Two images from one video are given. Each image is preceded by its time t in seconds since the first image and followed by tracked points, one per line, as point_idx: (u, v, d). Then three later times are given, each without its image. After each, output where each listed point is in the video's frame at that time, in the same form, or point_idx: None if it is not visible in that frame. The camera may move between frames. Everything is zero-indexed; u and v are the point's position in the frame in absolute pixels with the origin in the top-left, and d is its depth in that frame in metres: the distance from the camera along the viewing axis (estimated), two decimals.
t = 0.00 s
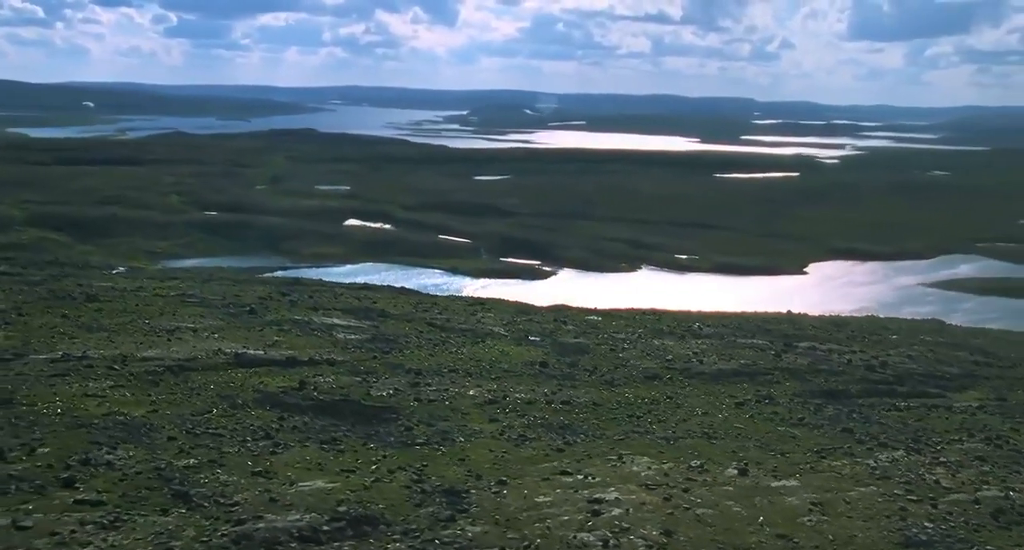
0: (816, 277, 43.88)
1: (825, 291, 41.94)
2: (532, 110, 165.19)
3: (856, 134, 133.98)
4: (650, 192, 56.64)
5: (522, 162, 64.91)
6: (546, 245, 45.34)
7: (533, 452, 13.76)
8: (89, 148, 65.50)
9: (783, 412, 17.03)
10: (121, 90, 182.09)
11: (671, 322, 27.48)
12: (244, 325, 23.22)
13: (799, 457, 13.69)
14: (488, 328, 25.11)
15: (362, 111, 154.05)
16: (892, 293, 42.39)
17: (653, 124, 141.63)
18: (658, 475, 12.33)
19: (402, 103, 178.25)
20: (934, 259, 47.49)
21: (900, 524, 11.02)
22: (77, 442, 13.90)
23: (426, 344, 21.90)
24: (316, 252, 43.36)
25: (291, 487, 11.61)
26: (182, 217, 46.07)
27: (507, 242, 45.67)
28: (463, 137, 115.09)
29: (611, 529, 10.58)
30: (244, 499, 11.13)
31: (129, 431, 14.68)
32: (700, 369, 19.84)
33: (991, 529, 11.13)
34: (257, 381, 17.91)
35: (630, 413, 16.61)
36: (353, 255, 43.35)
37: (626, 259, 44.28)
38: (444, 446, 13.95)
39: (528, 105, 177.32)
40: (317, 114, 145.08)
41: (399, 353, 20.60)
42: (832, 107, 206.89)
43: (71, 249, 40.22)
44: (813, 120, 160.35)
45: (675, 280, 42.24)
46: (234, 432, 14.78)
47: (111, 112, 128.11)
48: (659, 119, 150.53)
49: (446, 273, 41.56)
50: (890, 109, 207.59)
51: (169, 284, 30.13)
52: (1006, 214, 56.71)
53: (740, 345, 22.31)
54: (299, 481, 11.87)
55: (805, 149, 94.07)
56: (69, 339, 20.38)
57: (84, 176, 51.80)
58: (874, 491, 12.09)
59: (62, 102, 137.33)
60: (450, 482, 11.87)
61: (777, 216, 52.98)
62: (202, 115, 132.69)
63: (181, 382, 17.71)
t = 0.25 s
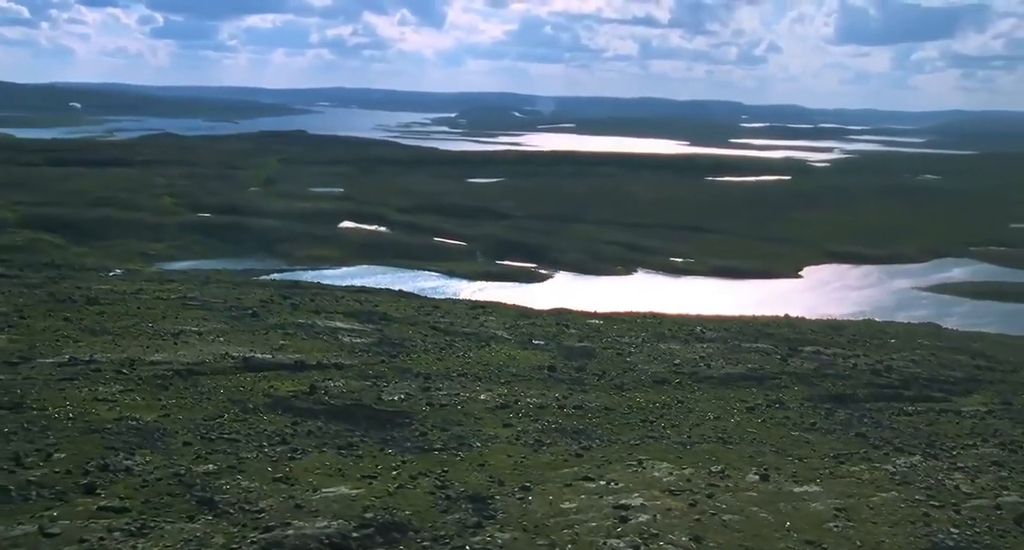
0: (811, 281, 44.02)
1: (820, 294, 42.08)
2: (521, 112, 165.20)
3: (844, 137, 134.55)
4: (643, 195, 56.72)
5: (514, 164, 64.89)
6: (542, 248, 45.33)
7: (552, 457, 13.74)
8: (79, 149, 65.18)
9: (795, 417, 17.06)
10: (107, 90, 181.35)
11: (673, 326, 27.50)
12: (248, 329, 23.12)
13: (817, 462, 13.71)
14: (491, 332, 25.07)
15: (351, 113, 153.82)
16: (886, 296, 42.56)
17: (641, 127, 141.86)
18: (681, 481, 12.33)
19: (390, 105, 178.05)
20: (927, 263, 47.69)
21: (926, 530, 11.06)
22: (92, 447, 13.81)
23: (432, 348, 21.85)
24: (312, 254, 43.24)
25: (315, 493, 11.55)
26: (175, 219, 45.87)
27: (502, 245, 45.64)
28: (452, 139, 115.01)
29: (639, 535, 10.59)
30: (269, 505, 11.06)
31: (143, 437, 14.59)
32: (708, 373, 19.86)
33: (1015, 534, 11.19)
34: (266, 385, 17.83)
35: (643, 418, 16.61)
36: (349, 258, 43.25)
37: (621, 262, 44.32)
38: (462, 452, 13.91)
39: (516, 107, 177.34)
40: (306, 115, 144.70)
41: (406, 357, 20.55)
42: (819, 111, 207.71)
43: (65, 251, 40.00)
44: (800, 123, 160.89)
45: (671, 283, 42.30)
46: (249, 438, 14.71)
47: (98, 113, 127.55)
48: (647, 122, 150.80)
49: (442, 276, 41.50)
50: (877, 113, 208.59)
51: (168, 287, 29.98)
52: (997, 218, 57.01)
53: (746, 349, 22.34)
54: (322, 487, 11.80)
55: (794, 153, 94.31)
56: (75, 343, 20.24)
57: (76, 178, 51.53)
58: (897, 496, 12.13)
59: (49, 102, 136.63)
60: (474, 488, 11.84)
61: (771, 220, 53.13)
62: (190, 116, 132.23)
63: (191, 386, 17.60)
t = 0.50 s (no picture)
0: (807, 284, 44.17)
1: (816, 297, 42.18)
2: (510, 114, 165.37)
3: (832, 140, 135.02)
4: (637, 198, 56.77)
5: (507, 167, 64.87)
6: (538, 250, 45.32)
7: (571, 461, 13.73)
8: (71, 150, 64.84)
9: (806, 420, 17.12)
10: (94, 91, 180.64)
11: (675, 329, 27.54)
12: (253, 332, 23.04)
13: (836, 466, 13.75)
14: (496, 335, 25.06)
15: (340, 115, 153.55)
16: (882, 299, 42.71)
17: (631, 129, 142.05)
18: (705, 486, 12.35)
19: (379, 107, 177.78)
20: (921, 266, 47.88)
21: (953, 535, 11.11)
22: (110, 452, 13.72)
23: (440, 351, 21.81)
24: (308, 256, 43.12)
25: (341, 497, 11.51)
26: (170, 221, 45.70)
27: (498, 247, 45.63)
28: (443, 141, 114.97)
29: (669, 541, 10.62)
30: (297, 510, 11.03)
31: (159, 442, 14.51)
32: (718, 377, 19.89)
33: None
34: (278, 389, 17.75)
35: (657, 422, 16.62)
36: (345, 260, 43.16)
37: (618, 265, 44.37)
38: (479, 456, 13.89)
39: (505, 109, 177.35)
40: (295, 117, 144.39)
41: (415, 360, 20.51)
42: (807, 113, 208.44)
43: (61, 253, 39.81)
44: (789, 126, 161.33)
45: (668, 286, 42.36)
46: (264, 443, 14.64)
47: (86, 114, 126.99)
48: (636, 124, 151.02)
49: (439, 278, 41.45)
50: (864, 116, 209.51)
51: (169, 290, 29.85)
52: (989, 221, 57.29)
53: (752, 352, 22.39)
54: (347, 493, 11.76)
55: (785, 156, 94.61)
56: (81, 347, 20.12)
57: (69, 179, 51.27)
58: (921, 500, 12.17)
59: (36, 103, 135.93)
60: (499, 492, 11.82)
61: (765, 222, 53.26)
62: (178, 117, 131.80)
63: (202, 390, 17.50)
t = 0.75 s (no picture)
0: (802, 285, 44.30)
1: (811, 299, 42.31)
2: (499, 115, 165.30)
3: (820, 141, 135.38)
4: (631, 200, 56.84)
5: (500, 168, 64.84)
6: (534, 252, 45.31)
7: (591, 465, 13.75)
8: (62, 150, 64.53)
9: (818, 423, 17.17)
10: (79, 91, 179.69)
11: (678, 331, 27.58)
12: (258, 334, 22.96)
13: (855, 469, 13.79)
14: (500, 337, 25.04)
15: (328, 115, 153.23)
16: (877, 301, 42.87)
17: (620, 130, 142.17)
18: (728, 490, 12.38)
19: (367, 108, 177.46)
20: (915, 268, 48.09)
21: (978, 539, 11.17)
22: (127, 457, 13.65)
23: (447, 354, 21.78)
24: (304, 258, 43.02)
25: (367, 502, 11.48)
26: (165, 222, 45.53)
27: (494, 249, 45.63)
28: (432, 142, 114.76)
29: (699, 545, 10.65)
30: (325, 515, 11.00)
31: (174, 446, 14.44)
32: (726, 379, 19.93)
33: None
34: (289, 393, 17.70)
35: (671, 425, 16.64)
36: (341, 261, 43.05)
37: (613, 267, 44.43)
38: (498, 460, 13.89)
39: (493, 110, 177.31)
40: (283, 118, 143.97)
41: (423, 363, 20.49)
42: (794, 115, 209.00)
43: (55, 255, 39.63)
44: (776, 127, 161.65)
45: (664, 287, 42.41)
46: (281, 447, 14.59)
47: (73, 114, 126.38)
48: (625, 126, 151.15)
49: (436, 280, 41.40)
50: (851, 117, 210.31)
51: (169, 292, 29.74)
52: (981, 222, 57.55)
53: (758, 355, 22.45)
54: (372, 498, 11.72)
55: (775, 157, 94.84)
56: (87, 350, 20.01)
57: (61, 180, 51.01)
58: (942, 503, 12.24)
59: (22, 103, 135.21)
60: (525, 497, 11.82)
61: (759, 224, 53.40)
62: (166, 118, 131.31)
63: (212, 394, 17.42)
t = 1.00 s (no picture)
0: (794, 286, 44.46)
1: (804, 300, 42.46)
2: (484, 115, 165.19)
3: (805, 141, 135.88)
4: (622, 200, 56.91)
5: (490, 168, 64.80)
6: (527, 253, 45.30)
7: (608, 467, 13.75)
8: (49, 150, 64.12)
9: (828, 423, 17.23)
10: (62, 91, 178.60)
11: (677, 332, 27.63)
12: (261, 336, 22.87)
13: (870, 470, 13.85)
14: (502, 338, 25.02)
15: (313, 115, 152.77)
16: (869, 301, 43.06)
17: (606, 130, 142.32)
18: (748, 492, 12.41)
19: (353, 108, 177.01)
20: (905, 268, 48.33)
21: (1001, 539, 11.24)
22: (142, 462, 13.58)
23: (452, 356, 21.74)
24: (297, 258, 42.89)
25: (391, 506, 11.45)
26: (156, 223, 45.32)
27: (487, 249, 45.61)
28: (419, 142, 114.57)
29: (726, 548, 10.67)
30: (351, 519, 10.97)
31: (188, 450, 14.37)
32: (733, 380, 19.98)
33: None
34: (298, 395, 17.64)
35: (682, 427, 16.66)
36: (334, 262, 42.96)
37: (607, 267, 44.48)
38: (515, 463, 13.87)
39: (479, 110, 177.21)
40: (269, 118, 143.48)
41: (429, 365, 20.44)
42: (778, 115, 209.69)
43: (47, 256, 39.38)
44: (761, 128, 162.14)
45: (658, 288, 42.48)
46: (296, 450, 14.53)
47: (57, 114, 125.59)
48: (611, 126, 151.32)
49: (430, 280, 41.35)
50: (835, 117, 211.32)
51: (166, 293, 29.58)
52: (970, 223, 57.92)
53: (761, 356, 22.51)
54: (396, 501, 11.69)
55: (763, 157, 95.14)
56: (91, 353, 19.87)
57: (50, 181, 50.68)
58: (962, 504, 12.30)
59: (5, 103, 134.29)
60: (549, 500, 11.81)
61: (750, 224, 53.56)
62: (151, 117, 130.68)
63: (221, 397, 17.34)
